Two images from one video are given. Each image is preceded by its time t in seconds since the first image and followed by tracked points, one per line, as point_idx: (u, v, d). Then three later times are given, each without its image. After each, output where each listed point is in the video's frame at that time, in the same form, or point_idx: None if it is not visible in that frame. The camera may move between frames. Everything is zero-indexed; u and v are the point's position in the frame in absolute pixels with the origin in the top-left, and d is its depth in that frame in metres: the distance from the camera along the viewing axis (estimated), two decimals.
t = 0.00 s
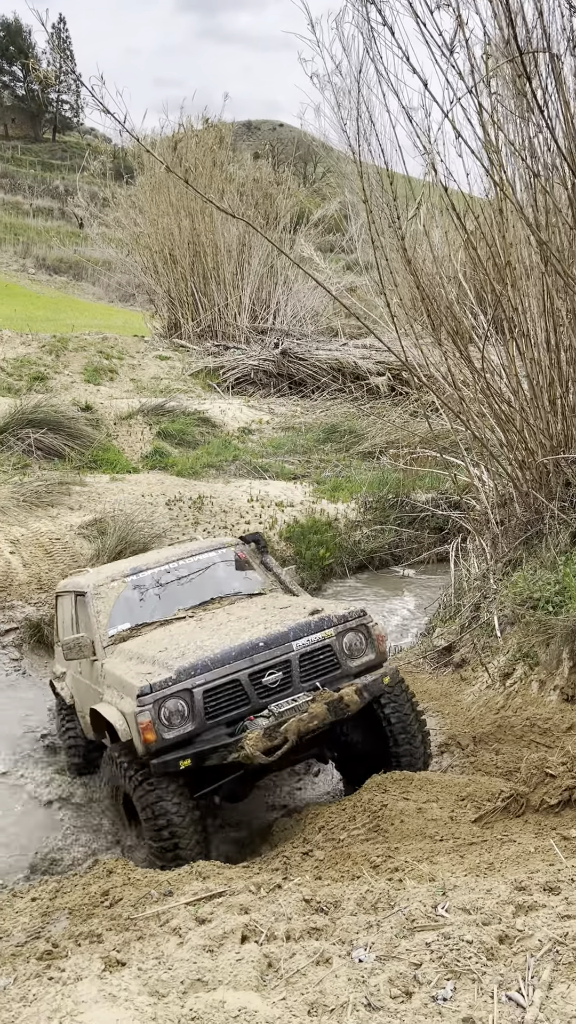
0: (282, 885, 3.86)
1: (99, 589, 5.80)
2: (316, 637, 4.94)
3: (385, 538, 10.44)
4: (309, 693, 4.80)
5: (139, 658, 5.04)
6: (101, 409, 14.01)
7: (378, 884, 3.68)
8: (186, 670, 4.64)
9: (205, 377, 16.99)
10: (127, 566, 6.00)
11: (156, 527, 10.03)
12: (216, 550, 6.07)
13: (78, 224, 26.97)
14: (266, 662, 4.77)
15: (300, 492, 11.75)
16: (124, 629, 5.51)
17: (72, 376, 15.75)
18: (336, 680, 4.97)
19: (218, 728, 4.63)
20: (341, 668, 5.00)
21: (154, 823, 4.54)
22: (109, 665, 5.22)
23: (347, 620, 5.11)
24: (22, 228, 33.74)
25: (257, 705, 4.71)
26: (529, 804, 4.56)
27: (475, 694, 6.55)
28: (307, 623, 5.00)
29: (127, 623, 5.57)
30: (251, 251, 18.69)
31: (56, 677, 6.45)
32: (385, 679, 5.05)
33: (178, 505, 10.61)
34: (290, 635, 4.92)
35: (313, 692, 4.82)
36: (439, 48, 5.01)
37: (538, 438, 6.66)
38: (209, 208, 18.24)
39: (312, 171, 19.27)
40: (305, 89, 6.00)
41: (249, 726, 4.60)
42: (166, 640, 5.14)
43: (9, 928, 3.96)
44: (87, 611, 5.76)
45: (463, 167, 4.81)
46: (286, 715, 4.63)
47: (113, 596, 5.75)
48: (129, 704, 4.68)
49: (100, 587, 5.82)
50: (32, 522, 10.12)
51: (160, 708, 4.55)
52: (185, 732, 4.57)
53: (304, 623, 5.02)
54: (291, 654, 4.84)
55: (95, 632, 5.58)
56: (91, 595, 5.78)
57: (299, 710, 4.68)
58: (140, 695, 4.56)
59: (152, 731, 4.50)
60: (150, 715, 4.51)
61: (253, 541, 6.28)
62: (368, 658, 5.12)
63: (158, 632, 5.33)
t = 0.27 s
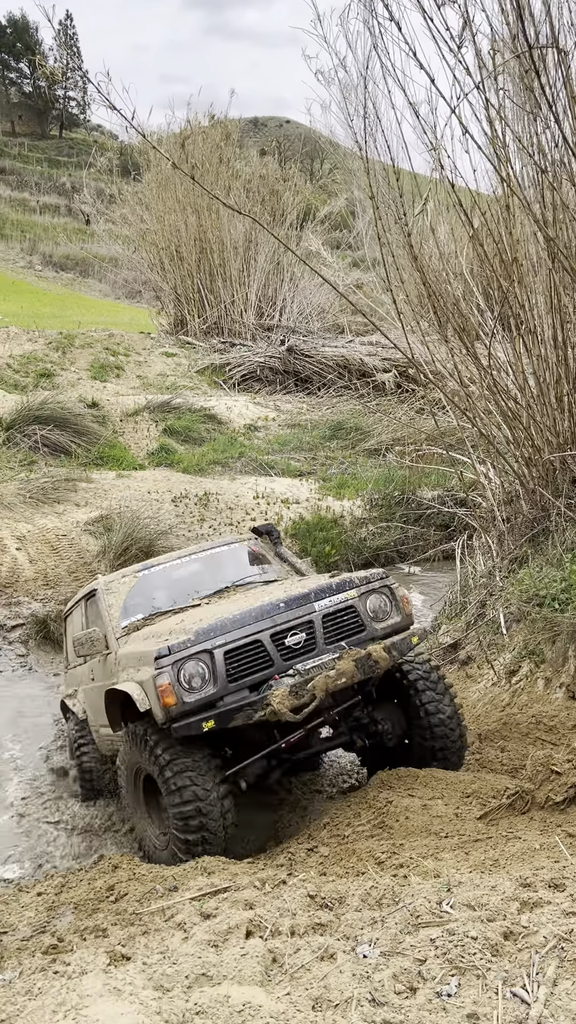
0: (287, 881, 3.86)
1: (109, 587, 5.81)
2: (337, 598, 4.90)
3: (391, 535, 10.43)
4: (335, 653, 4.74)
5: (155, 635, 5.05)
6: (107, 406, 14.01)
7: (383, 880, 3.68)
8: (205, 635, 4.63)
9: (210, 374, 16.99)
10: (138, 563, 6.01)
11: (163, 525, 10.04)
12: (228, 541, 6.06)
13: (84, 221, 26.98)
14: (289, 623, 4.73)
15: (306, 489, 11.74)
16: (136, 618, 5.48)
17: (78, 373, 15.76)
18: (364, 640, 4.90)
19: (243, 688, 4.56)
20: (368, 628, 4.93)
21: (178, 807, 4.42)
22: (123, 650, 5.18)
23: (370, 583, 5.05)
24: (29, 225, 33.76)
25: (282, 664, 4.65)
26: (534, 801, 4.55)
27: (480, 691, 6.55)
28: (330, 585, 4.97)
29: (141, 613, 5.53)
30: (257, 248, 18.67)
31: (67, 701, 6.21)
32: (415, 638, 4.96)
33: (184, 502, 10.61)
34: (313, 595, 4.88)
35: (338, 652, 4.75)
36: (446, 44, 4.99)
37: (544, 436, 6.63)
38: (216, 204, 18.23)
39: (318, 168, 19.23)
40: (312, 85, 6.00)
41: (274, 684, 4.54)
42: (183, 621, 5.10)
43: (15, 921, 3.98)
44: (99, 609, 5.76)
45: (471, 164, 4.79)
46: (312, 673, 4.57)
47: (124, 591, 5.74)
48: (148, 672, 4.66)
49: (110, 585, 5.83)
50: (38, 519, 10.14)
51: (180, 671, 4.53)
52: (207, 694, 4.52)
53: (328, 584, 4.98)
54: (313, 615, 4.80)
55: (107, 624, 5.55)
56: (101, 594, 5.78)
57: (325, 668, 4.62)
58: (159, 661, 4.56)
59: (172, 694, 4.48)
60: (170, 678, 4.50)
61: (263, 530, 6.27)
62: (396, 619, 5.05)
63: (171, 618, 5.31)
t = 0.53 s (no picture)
0: (292, 878, 3.86)
1: (118, 595, 5.78)
2: (364, 560, 4.83)
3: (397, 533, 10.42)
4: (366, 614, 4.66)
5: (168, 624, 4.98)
6: (114, 404, 14.02)
7: (388, 879, 3.68)
8: (227, 606, 4.53)
9: (217, 373, 17.00)
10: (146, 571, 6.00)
11: (169, 523, 10.05)
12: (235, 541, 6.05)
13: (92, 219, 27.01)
14: (316, 587, 4.66)
15: (313, 487, 11.73)
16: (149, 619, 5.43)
17: (84, 371, 15.78)
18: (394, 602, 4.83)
19: (273, 654, 4.45)
20: (397, 590, 4.86)
21: (209, 795, 4.35)
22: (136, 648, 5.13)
23: (396, 546, 5.00)
24: (36, 224, 33.81)
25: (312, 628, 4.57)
26: (540, 800, 4.53)
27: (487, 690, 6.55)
28: (354, 549, 4.90)
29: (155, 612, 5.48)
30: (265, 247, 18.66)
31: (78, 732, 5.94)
32: (448, 597, 4.89)
33: (191, 500, 10.61)
34: (338, 559, 4.81)
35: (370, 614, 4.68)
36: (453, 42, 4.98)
37: (551, 435, 6.60)
38: (223, 202, 18.23)
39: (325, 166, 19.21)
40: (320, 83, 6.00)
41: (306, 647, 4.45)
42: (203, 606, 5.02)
43: (22, 918, 3.99)
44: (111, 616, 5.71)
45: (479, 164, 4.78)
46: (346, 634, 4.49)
47: (135, 596, 5.72)
48: (171, 651, 4.54)
49: (119, 592, 5.80)
50: (45, 517, 10.16)
51: (205, 641, 4.41)
52: (235, 663, 4.39)
53: (351, 548, 4.91)
54: (340, 578, 4.73)
55: (119, 628, 5.50)
56: (111, 602, 5.75)
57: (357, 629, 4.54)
58: (181, 634, 4.45)
59: (198, 664, 4.35)
60: (195, 648, 4.38)
61: (268, 526, 6.28)
62: (424, 581, 4.98)
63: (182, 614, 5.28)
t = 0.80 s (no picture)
0: (299, 878, 3.85)
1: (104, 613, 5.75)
2: (363, 512, 4.83)
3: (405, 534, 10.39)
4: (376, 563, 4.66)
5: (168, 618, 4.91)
6: (122, 404, 14.03)
7: (395, 879, 3.67)
8: (229, 579, 4.41)
9: (224, 373, 17.00)
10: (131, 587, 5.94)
11: (177, 523, 10.05)
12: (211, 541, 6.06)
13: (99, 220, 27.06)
14: (320, 543, 4.62)
15: (320, 487, 11.72)
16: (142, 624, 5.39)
17: (92, 371, 15.80)
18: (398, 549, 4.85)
19: (288, 615, 4.35)
20: (399, 538, 4.88)
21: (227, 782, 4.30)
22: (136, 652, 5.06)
23: (392, 494, 5.03)
24: (44, 224, 33.86)
25: (323, 584, 4.53)
26: (547, 801, 4.50)
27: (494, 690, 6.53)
28: (350, 502, 4.89)
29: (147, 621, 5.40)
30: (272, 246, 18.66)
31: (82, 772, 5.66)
32: (456, 533, 4.94)
33: (198, 500, 10.61)
34: (336, 514, 4.79)
35: (381, 559, 4.67)
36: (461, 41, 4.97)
37: (560, 435, 6.56)
38: (231, 202, 18.25)
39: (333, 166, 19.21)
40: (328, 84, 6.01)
41: (320, 602, 4.41)
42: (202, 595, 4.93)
43: (29, 916, 3.99)
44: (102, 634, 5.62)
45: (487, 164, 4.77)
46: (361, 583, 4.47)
47: (125, 612, 5.64)
48: (177, 632, 4.40)
49: (104, 610, 5.77)
50: (53, 516, 10.18)
51: (212, 613, 4.30)
52: (250, 632, 4.27)
53: (346, 501, 4.90)
54: (342, 531, 4.71)
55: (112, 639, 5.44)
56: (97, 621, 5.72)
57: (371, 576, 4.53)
58: (186, 610, 4.33)
59: (209, 636, 4.21)
60: (203, 620, 4.26)
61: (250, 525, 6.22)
62: (422, 526, 5.01)
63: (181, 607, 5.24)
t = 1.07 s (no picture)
0: (306, 879, 3.86)
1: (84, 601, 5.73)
2: (344, 468, 4.77)
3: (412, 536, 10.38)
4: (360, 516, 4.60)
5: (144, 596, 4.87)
6: (130, 405, 14.05)
7: (401, 881, 3.67)
8: (206, 542, 4.34)
9: (232, 374, 17.01)
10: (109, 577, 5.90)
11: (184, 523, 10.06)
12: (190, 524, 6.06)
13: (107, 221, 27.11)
14: (301, 500, 4.57)
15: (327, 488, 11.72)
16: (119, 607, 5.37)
17: (101, 372, 15.84)
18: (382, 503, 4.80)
19: (269, 573, 4.29)
20: (382, 491, 4.83)
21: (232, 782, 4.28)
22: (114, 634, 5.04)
23: (373, 450, 4.97)
24: (53, 225, 33.95)
25: (306, 540, 4.47)
26: (554, 803, 4.49)
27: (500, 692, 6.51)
28: (330, 460, 4.84)
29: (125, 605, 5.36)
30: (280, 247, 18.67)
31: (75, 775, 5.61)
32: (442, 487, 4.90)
33: (205, 501, 10.62)
34: (316, 471, 4.74)
35: (364, 512, 4.61)
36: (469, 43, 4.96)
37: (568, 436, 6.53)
38: (239, 203, 18.26)
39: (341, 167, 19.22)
40: (336, 86, 6.01)
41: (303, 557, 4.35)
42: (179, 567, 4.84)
43: (35, 916, 4.00)
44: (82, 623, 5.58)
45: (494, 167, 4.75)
46: (346, 535, 4.42)
47: (104, 601, 5.60)
48: (151, 599, 4.31)
49: (84, 598, 5.76)
50: (61, 517, 10.20)
51: (189, 577, 4.22)
52: (230, 593, 4.21)
53: (326, 460, 4.85)
54: (323, 488, 4.65)
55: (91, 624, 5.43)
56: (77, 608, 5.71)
57: (355, 529, 4.48)
58: (161, 576, 4.24)
59: (186, 600, 4.13)
60: (179, 585, 4.18)
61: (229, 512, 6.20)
62: (404, 480, 4.94)
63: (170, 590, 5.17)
